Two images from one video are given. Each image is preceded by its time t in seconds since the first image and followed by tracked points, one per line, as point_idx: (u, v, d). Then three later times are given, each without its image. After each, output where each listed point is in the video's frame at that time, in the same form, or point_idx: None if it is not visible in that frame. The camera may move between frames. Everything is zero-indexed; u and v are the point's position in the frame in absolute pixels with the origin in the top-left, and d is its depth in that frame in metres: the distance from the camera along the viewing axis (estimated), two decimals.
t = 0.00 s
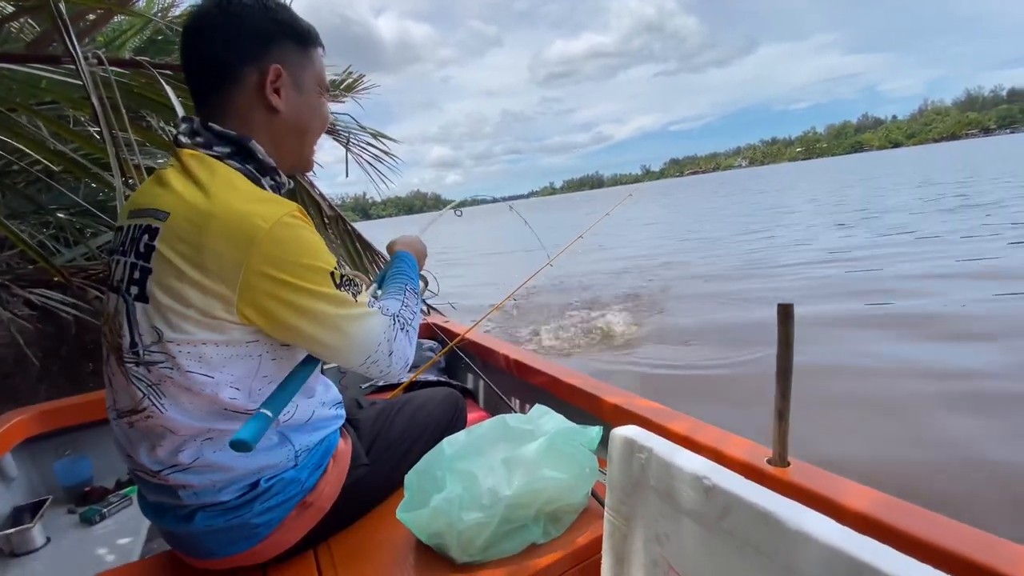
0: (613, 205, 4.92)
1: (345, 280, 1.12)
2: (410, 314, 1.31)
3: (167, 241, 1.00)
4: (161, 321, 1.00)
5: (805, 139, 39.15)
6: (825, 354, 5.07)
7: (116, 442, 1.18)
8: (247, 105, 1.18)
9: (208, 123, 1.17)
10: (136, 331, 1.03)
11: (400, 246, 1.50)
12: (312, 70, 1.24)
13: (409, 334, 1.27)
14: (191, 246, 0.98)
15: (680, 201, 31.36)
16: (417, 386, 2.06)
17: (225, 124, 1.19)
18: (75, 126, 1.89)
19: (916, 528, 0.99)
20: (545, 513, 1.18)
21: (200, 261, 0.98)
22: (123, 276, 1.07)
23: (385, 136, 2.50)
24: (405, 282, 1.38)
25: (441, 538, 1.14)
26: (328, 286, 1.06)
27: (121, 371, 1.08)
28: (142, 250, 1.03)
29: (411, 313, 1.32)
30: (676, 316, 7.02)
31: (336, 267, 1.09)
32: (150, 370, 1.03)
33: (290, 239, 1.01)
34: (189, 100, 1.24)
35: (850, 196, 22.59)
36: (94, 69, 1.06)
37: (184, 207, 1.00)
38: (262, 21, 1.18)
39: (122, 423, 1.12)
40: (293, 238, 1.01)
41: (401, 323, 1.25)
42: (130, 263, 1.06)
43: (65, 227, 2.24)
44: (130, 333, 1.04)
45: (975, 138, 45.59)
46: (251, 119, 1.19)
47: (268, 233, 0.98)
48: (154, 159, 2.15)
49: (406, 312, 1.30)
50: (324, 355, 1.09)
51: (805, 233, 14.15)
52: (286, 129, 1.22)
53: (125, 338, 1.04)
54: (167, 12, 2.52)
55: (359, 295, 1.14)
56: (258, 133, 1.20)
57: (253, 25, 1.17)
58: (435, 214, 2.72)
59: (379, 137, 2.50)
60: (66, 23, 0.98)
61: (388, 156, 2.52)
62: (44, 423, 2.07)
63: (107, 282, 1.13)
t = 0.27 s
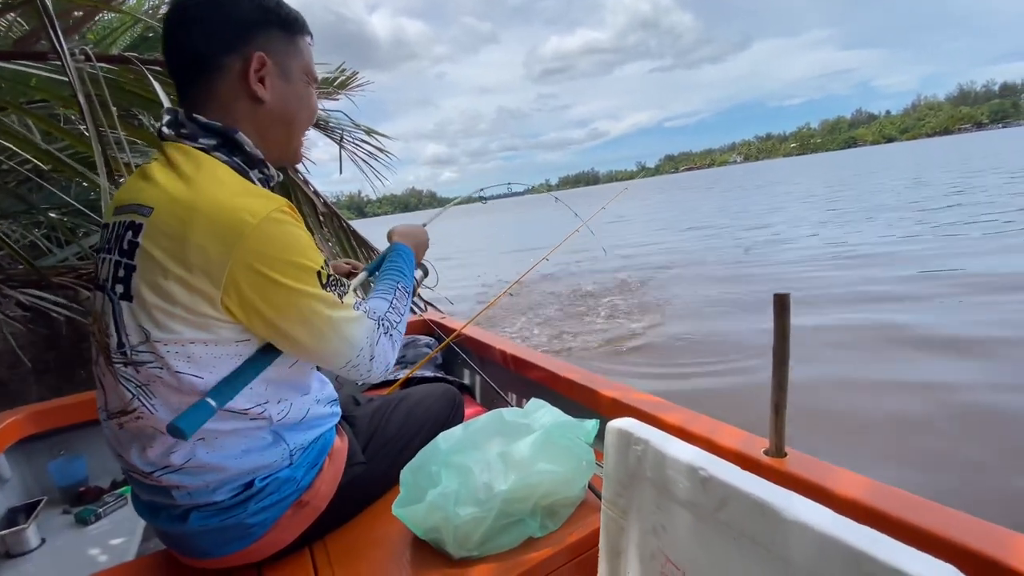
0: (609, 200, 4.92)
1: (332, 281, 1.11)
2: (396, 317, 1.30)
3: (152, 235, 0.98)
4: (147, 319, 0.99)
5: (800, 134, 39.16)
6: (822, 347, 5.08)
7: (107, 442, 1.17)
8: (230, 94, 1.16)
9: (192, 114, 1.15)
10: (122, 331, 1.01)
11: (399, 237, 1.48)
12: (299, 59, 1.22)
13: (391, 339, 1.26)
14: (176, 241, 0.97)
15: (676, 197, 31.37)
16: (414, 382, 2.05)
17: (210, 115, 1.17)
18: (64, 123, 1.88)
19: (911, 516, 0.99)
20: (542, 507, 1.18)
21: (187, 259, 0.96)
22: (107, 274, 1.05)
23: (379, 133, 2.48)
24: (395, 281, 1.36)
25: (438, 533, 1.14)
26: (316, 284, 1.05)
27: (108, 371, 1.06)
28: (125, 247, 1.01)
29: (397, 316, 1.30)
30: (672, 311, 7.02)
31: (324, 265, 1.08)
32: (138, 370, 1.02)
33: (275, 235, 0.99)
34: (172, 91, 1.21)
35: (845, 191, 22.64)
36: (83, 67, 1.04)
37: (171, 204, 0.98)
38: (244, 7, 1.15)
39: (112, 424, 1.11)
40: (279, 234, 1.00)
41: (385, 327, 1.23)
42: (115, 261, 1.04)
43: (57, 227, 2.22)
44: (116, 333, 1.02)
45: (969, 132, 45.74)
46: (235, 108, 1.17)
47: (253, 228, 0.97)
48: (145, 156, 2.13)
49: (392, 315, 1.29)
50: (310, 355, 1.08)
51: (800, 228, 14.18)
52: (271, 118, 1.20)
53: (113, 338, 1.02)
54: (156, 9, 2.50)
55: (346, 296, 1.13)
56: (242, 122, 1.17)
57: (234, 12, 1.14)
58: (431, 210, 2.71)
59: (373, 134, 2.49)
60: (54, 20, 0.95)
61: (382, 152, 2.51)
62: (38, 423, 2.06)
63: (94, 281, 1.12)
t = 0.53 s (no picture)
0: (605, 197, 4.90)
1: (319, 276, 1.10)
2: (379, 315, 1.28)
3: (138, 226, 0.96)
4: (134, 313, 0.98)
5: (795, 131, 39.23)
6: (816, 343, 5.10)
7: (97, 440, 1.16)
8: (206, 83, 1.11)
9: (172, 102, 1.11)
10: (111, 326, 1.00)
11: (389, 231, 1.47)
12: (273, 37, 1.15)
13: (372, 338, 1.23)
14: (163, 231, 0.95)
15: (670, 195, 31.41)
16: (409, 380, 2.04)
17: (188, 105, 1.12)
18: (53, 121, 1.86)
19: (893, 503, 0.99)
20: (536, 503, 1.18)
21: (177, 250, 0.94)
22: (93, 269, 1.03)
23: (373, 130, 2.47)
24: (382, 277, 1.34)
25: (430, 530, 1.13)
26: (305, 275, 1.05)
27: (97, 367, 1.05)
28: (110, 239, 0.99)
29: (380, 315, 1.28)
30: (667, 308, 7.04)
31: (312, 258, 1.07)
32: (128, 365, 1.01)
33: (266, 226, 0.98)
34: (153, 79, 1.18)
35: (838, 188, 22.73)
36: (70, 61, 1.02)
37: (159, 194, 0.96)
38: None
39: (102, 422, 1.10)
40: (270, 225, 0.98)
41: (367, 326, 1.21)
42: (100, 255, 1.02)
43: (47, 226, 2.20)
44: (104, 329, 1.01)
45: (961, 129, 45.97)
46: (213, 98, 1.12)
47: (243, 219, 0.95)
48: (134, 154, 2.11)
49: (375, 313, 1.27)
50: (296, 347, 1.06)
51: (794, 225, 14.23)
52: (250, 106, 1.15)
53: (102, 334, 1.01)
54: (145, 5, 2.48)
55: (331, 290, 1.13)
56: (223, 112, 1.13)
57: None
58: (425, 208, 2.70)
59: (366, 131, 2.48)
60: (40, 17, 0.92)
61: (376, 150, 2.50)
62: (29, 422, 2.04)
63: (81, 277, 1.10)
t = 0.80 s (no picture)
0: (601, 196, 4.90)
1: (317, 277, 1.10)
2: (372, 314, 1.28)
3: (137, 229, 0.95)
4: (133, 315, 0.97)
5: (791, 131, 39.30)
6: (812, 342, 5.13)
7: (92, 442, 1.15)
8: (197, 86, 1.10)
9: (167, 104, 1.11)
10: (109, 328, 0.99)
11: (375, 232, 1.47)
12: (253, 24, 1.11)
13: (367, 336, 1.23)
14: (164, 233, 0.94)
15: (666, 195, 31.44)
16: (406, 380, 2.04)
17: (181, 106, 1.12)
18: (45, 122, 1.85)
19: (879, 501, 0.99)
20: (532, 503, 1.18)
21: (178, 253, 0.94)
22: (91, 270, 1.01)
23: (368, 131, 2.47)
24: (373, 277, 1.34)
25: (426, 531, 1.13)
26: (305, 277, 1.05)
27: (94, 369, 1.04)
28: (111, 240, 0.98)
29: (373, 313, 1.28)
30: (664, 308, 7.04)
31: (311, 259, 1.07)
32: (126, 368, 1.00)
33: (268, 227, 0.98)
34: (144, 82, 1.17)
35: (833, 187, 22.80)
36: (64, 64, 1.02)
37: (159, 195, 0.95)
38: None
39: (97, 424, 1.09)
40: (272, 226, 0.98)
41: (362, 324, 1.21)
42: (98, 256, 1.01)
43: (38, 227, 2.18)
44: (102, 330, 1.00)
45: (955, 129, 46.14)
46: (207, 101, 1.12)
47: (246, 221, 0.95)
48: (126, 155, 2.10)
49: (368, 312, 1.26)
50: (296, 349, 1.06)
51: (790, 225, 14.27)
52: (245, 101, 1.14)
53: (100, 336, 1.00)
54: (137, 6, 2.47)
55: (328, 291, 1.13)
56: (219, 113, 1.13)
57: None
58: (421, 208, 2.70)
59: (362, 133, 2.48)
60: (28, 18, 0.93)
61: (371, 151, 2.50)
62: (23, 424, 2.03)
63: (76, 278, 1.09)
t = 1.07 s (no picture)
0: (596, 198, 4.91)
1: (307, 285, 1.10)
2: (361, 321, 1.27)
3: (126, 239, 0.94)
4: (122, 326, 0.96)
5: (786, 132, 39.42)
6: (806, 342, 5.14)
7: (82, 452, 1.14)
8: (187, 95, 1.10)
9: (157, 111, 1.11)
10: (99, 339, 0.98)
11: (363, 237, 1.46)
12: (245, 34, 1.11)
13: (356, 343, 1.23)
14: (153, 244, 0.94)
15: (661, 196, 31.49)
16: (401, 383, 2.04)
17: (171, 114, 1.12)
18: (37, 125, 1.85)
19: (865, 504, 1.00)
20: (526, 509, 1.18)
21: (168, 264, 0.93)
22: (80, 280, 1.01)
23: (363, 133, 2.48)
24: (360, 283, 1.34)
25: (419, 537, 1.13)
26: (296, 286, 1.05)
27: (84, 380, 1.03)
28: (99, 250, 0.98)
29: (362, 320, 1.28)
30: (660, 309, 7.05)
31: (300, 267, 1.07)
32: (116, 379, 0.99)
33: (258, 236, 0.98)
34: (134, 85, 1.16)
35: (827, 188, 22.88)
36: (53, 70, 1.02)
37: (148, 205, 0.95)
38: None
39: (87, 434, 1.08)
40: (262, 235, 0.98)
41: (352, 331, 1.21)
42: (86, 266, 1.00)
43: (30, 229, 2.17)
44: (92, 341, 0.99)
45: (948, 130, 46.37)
46: (197, 110, 1.12)
47: (237, 230, 0.95)
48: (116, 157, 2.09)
49: (357, 319, 1.26)
50: (287, 358, 1.07)
51: (785, 226, 14.32)
52: (235, 110, 1.14)
53: (89, 347, 1.00)
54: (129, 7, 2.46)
55: (317, 299, 1.13)
56: (208, 122, 1.13)
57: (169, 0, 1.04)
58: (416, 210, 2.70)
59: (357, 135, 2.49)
60: (22, 24, 0.93)
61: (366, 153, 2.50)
62: (18, 429, 2.03)
63: (64, 287, 1.08)
